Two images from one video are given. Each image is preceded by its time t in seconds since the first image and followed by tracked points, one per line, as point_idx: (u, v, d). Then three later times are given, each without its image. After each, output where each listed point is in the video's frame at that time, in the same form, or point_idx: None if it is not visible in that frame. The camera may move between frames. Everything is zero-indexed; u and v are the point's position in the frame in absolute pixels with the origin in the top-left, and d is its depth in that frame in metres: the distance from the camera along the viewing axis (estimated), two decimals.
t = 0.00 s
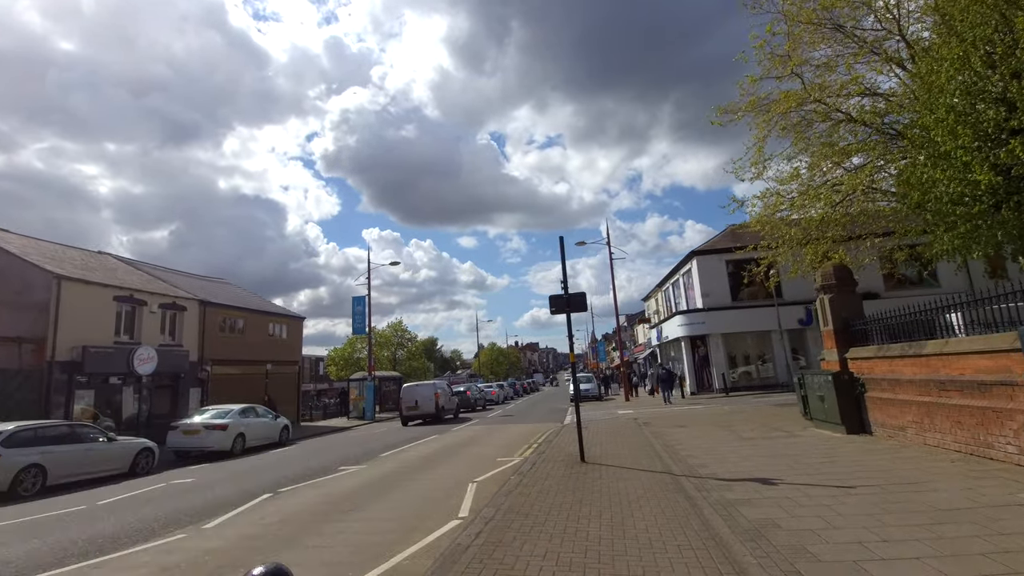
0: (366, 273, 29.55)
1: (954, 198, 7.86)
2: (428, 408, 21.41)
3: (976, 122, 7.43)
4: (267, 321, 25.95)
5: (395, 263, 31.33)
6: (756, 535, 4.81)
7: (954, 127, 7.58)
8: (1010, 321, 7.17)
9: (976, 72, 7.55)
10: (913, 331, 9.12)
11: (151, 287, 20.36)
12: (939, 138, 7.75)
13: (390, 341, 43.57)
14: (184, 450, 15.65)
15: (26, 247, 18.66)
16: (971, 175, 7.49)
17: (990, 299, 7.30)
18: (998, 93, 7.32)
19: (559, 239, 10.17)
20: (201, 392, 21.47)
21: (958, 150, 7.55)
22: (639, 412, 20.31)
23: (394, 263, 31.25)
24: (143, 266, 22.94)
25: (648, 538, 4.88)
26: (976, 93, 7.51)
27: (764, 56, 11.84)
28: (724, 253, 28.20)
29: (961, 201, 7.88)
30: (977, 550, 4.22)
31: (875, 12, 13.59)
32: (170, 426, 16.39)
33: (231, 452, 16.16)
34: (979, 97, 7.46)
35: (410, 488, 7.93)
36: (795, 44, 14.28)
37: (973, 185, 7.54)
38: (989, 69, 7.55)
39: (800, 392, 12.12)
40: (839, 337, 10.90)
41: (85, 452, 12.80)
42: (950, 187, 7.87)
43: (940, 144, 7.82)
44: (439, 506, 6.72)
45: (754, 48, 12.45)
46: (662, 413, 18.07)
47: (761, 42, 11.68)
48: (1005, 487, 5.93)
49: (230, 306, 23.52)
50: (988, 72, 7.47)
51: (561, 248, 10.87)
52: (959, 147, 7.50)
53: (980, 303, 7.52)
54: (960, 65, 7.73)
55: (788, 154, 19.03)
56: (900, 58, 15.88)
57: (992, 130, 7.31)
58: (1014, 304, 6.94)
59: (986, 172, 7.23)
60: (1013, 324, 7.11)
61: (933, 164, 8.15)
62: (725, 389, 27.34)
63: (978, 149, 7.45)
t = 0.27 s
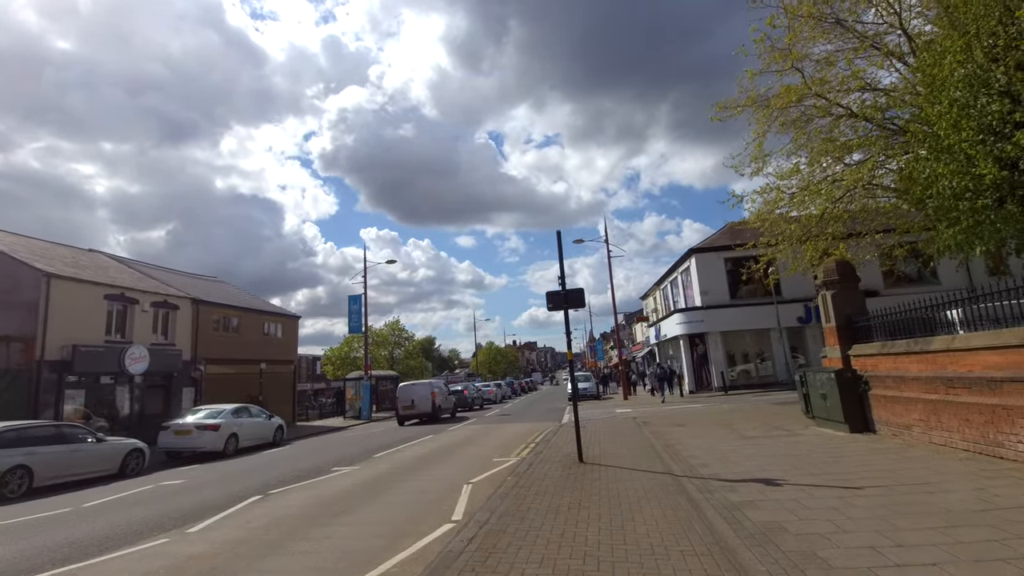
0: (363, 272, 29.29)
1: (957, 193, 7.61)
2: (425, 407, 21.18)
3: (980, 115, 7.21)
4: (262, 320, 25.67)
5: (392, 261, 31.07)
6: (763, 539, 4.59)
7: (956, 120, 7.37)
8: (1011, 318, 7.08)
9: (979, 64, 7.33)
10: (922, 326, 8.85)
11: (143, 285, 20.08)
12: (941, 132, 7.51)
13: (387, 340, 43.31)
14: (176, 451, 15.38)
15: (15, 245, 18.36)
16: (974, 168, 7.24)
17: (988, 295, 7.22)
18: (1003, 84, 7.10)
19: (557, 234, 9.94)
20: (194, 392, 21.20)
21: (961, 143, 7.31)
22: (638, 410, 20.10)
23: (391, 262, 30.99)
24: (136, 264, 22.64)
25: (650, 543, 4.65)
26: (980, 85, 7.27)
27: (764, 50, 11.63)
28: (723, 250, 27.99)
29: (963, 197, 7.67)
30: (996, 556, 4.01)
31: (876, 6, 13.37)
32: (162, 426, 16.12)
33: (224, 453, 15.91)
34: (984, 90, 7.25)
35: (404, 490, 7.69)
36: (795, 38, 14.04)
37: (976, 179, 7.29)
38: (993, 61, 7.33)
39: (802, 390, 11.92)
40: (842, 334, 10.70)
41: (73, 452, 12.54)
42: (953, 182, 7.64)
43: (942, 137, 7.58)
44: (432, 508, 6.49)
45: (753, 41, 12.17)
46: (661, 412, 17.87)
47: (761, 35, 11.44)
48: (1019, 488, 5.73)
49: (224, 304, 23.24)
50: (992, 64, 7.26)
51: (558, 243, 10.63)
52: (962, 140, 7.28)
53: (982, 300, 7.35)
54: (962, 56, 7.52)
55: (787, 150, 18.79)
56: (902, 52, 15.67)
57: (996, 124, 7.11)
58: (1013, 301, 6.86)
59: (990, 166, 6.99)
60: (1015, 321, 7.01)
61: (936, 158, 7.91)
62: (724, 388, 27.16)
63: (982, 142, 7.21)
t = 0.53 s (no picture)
0: (365, 272, 29.10)
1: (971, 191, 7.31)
2: (427, 409, 20.93)
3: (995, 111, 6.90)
4: (264, 320, 25.49)
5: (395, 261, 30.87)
6: (782, 552, 4.31)
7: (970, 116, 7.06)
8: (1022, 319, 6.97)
9: (995, 59, 7.01)
10: (933, 329, 8.66)
11: (144, 284, 19.93)
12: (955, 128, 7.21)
13: (390, 341, 43.13)
14: (175, 452, 15.18)
15: (16, 243, 18.25)
16: (990, 166, 6.94)
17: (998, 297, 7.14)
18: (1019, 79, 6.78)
19: (561, 231, 9.68)
20: (195, 392, 21.03)
21: (976, 139, 7.02)
22: (643, 412, 19.79)
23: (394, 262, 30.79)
24: (137, 263, 22.51)
25: (660, 555, 4.37)
26: (995, 81, 6.96)
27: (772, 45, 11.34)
28: (729, 251, 27.65)
29: (977, 194, 7.42)
30: None
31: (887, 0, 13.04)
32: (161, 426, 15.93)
33: (224, 454, 15.71)
34: (999, 85, 6.93)
35: (403, 494, 7.44)
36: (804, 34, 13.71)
37: (992, 176, 6.99)
38: (1009, 58, 7.03)
39: (813, 393, 11.61)
40: (855, 335, 10.40)
41: (70, 453, 12.35)
42: (967, 179, 7.39)
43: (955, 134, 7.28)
44: (432, 515, 6.23)
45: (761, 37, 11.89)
46: (667, 414, 17.57)
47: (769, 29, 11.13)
48: None
49: (226, 304, 23.06)
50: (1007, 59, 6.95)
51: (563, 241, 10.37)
52: (977, 137, 6.97)
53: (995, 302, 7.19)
54: (977, 51, 7.19)
55: (795, 149, 18.44)
56: (913, 48, 15.31)
57: (1013, 120, 6.79)
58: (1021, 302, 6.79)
59: (1005, 163, 6.70)
60: None
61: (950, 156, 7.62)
62: (730, 390, 26.80)
63: (998, 139, 6.89)
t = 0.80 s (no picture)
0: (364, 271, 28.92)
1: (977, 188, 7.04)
2: (426, 409, 20.70)
3: (1003, 106, 6.65)
4: (261, 320, 25.24)
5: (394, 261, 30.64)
6: (798, 562, 4.10)
7: (976, 111, 6.82)
8: None
9: (1005, 54, 6.79)
10: (936, 329, 8.58)
11: (140, 283, 19.70)
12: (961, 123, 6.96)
13: (389, 341, 42.88)
14: (170, 453, 14.94)
15: (10, 242, 18.01)
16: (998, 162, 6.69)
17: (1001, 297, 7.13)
18: None
19: (563, 228, 9.45)
20: (192, 392, 20.79)
21: (981, 135, 6.78)
22: (645, 413, 19.57)
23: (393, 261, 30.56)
24: (133, 262, 22.27)
25: (670, 566, 4.15)
26: (1003, 76, 6.74)
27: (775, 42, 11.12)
28: (731, 250, 27.42)
29: (984, 191, 7.11)
30: None
31: None
32: (156, 427, 15.69)
33: (220, 455, 15.48)
34: (1006, 81, 6.68)
35: (401, 498, 7.22)
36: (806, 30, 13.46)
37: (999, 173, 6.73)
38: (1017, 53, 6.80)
39: (819, 393, 11.40)
40: (862, 335, 10.20)
41: (62, 455, 12.12)
42: (973, 177, 7.12)
43: (961, 129, 7.04)
44: (430, 521, 6.01)
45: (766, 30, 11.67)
46: (669, 414, 17.34)
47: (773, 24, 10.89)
48: None
49: (222, 303, 22.81)
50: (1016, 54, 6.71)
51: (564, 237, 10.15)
52: (984, 132, 6.71)
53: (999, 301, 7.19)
54: (984, 45, 6.97)
55: (797, 146, 18.21)
56: (918, 43, 15.04)
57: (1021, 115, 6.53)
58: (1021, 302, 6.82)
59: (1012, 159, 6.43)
60: None
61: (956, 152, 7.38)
62: (732, 390, 26.58)
63: (1005, 135, 6.64)
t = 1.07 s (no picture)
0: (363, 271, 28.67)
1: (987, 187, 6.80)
2: (425, 410, 20.45)
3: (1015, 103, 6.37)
4: (259, 320, 24.97)
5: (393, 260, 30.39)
6: None
7: (986, 108, 6.55)
8: None
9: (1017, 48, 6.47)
10: (941, 330, 8.52)
11: (136, 282, 19.44)
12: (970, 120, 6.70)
13: (388, 341, 42.62)
14: (164, 455, 14.69)
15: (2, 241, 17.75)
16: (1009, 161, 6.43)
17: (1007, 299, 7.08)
18: None
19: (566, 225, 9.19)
20: (188, 393, 20.53)
21: (992, 133, 6.52)
22: (647, 414, 19.32)
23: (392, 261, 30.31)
24: (129, 261, 22.01)
25: None
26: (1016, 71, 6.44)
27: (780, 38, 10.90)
28: (733, 250, 27.18)
29: (995, 190, 6.86)
30: None
31: None
32: (150, 429, 15.45)
33: (215, 457, 15.24)
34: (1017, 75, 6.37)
35: (399, 504, 6.99)
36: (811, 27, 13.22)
37: (1011, 173, 6.48)
38: None
39: (826, 396, 11.16)
40: (871, 336, 9.97)
41: (52, 458, 11.87)
42: (984, 175, 6.86)
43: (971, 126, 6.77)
44: (428, 529, 5.77)
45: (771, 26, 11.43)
46: (671, 416, 17.10)
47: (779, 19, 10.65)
48: None
49: (219, 303, 22.55)
50: None
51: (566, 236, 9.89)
52: (994, 130, 6.43)
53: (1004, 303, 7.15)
54: (996, 39, 6.65)
55: (801, 144, 17.98)
56: (925, 39, 14.76)
57: None
58: None
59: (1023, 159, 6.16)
60: None
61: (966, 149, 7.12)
62: (734, 391, 26.34)
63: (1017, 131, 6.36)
